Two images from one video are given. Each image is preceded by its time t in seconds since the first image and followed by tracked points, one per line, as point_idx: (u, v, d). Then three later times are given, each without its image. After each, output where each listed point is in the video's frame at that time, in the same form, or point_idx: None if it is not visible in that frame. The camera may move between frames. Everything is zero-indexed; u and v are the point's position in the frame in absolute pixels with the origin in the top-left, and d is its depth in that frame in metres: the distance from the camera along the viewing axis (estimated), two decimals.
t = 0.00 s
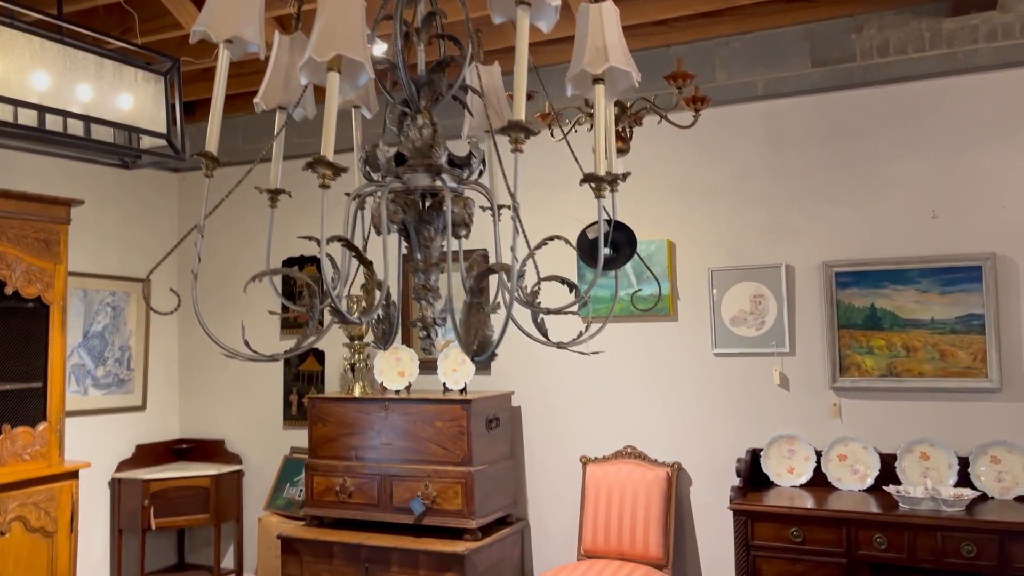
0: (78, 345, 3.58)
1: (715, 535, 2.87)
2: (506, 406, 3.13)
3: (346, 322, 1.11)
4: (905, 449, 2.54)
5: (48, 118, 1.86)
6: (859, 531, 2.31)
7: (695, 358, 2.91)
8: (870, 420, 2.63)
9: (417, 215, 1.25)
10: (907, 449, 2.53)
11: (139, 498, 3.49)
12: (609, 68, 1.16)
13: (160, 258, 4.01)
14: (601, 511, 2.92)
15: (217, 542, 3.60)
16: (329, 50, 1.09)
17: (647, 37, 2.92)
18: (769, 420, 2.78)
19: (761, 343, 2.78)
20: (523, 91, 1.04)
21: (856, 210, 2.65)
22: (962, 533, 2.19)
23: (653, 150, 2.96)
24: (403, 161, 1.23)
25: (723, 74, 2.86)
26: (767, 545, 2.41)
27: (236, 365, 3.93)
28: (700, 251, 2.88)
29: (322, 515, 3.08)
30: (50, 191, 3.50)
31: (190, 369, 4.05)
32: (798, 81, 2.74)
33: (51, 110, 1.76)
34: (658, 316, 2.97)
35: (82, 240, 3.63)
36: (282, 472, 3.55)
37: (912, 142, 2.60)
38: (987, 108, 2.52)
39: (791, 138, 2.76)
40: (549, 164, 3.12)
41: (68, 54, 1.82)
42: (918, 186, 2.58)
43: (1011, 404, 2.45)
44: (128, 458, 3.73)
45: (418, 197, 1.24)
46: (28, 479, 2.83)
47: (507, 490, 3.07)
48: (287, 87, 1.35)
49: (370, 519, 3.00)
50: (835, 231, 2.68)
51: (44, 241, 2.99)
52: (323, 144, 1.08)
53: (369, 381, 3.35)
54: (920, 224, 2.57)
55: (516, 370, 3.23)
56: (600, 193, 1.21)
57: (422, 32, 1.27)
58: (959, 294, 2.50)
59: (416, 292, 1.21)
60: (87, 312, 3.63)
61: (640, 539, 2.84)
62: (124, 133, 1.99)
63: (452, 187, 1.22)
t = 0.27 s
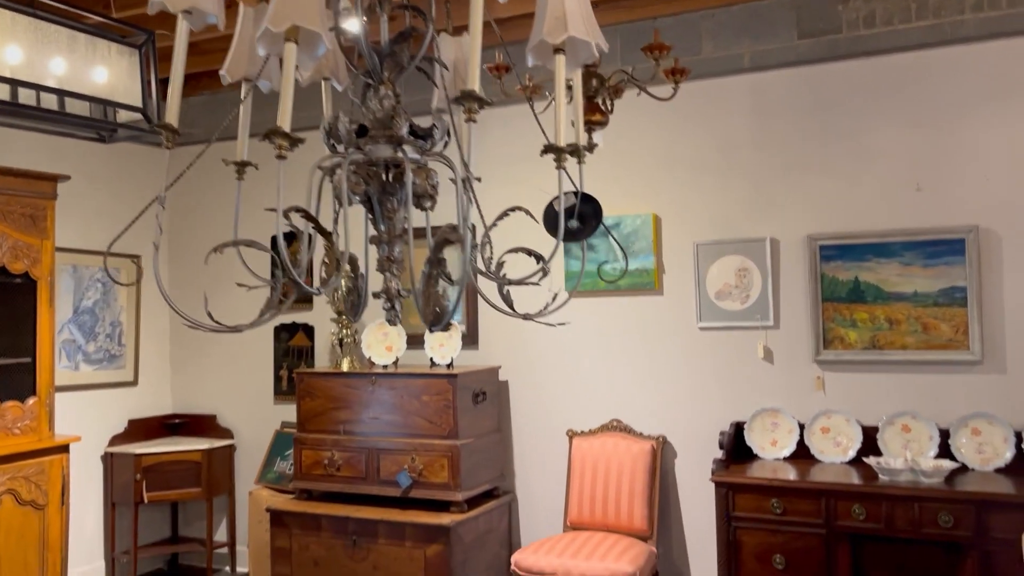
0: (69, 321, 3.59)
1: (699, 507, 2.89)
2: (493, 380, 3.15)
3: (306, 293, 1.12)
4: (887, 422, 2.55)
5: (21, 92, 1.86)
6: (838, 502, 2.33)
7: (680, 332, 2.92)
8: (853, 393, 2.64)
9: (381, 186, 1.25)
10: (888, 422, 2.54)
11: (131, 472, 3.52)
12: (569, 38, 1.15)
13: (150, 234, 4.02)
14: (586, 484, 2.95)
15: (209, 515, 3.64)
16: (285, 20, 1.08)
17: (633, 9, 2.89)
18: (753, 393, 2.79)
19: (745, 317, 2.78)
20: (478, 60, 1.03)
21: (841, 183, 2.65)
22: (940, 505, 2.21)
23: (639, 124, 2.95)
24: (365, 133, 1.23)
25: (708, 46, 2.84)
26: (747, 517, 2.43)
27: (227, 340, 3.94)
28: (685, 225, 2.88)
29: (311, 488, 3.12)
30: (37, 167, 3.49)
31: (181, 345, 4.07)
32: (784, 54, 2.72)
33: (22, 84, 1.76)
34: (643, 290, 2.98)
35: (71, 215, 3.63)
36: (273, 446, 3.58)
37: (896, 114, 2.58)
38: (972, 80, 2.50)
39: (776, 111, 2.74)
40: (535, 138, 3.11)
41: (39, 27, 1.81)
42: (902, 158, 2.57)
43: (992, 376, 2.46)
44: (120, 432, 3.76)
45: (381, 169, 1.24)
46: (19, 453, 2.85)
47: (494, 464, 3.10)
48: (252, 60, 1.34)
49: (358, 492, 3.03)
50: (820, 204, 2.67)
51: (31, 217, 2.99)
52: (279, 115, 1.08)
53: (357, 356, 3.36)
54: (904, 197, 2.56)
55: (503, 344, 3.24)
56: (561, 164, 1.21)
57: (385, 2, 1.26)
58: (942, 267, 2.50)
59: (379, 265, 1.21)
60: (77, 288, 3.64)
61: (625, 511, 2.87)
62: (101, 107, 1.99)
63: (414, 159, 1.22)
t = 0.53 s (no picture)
0: (65, 298, 3.61)
1: (688, 480, 2.92)
2: (484, 355, 3.17)
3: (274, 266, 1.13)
4: (873, 395, 2.56)
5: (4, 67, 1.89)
6: (822, 475, 2.35)
7: (669, 306, 2.93)
8: (840, 367, 2.65)
9: (351, 160, 1.25)
10: (875, 395, 2.55)
11: (129, 447, 3.56)
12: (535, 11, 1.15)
13: (145, 211, 4.03)
14: (576, 457, 2.97)
15: (207, 488, 3.69)
16: None
17: None
18: (741, 367, 2.81)
19: (733, 291, 2.79)
20: (440, 31, 1.03)
21: (830, 157, 2.64)
22: (922, 477, 2.23)
23: (629, 98, 2.94)
24: (335, 107, 1.23)
25: (698, 20, 2.82)
26: (733, 489, 2.45)
27: (223, 317, 3.97)
28: (675, 200, 2.88)
29: (305, 462, 3.15)
30: (30, 144, 3.50)
31: (178, 321, 4.10)
32: (774, 27, 2.71)
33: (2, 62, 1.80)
34: (633, 265, 2.99)
35: (65, 193, 3.64)
36: (269, 421, 3.62)
37: (886, 87, 2.57)
38: (962, 52, 2.49)
39: (765, 85, 2.73)
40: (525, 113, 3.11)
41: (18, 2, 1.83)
42: (891, 132, 2.56)
43: (978, 350, 2.47)
44: (118, 407, 3.80)
45: (350, 142, 1.24)
46: (16, 427, 2.89)
47: (486, 438, 3.13)
48: (223, 34, 1.34)
49: (351, 466, 3.07)
50: (808, 179, 2.67)
51: (24, 194, 3.01)
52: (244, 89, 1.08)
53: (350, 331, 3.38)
54: (892, 171, 2.56)
55: (495, 319, 3.26)
56: (529, 137, 1.21)
57: None
58: (929, 241, 2.50)
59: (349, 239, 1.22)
60: (73, 265, 3.66)
61: (614, 484, 2.90)
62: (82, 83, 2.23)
63: (383, 132, 1.23)
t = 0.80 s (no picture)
0: (67, 269, 3.65)
1: (681, 447, 2.95)
2: (480, 326, 3.19)
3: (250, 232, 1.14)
4: (866, 363, 2.57)
5: None
6: (811, 442, 2.37)
7: (664, 276, 2.94)
8: (833, 336, 2.66)
9: (328, 126, 1.26)
10: (867, 363, 2.56)
11: (132, 416, 3.62)
12: None
13: (146, 183, 4.05)
14: (571, 426, 3.00)
15: (210, 457, 3.75)
16: None
17: None
18: (735, 336, 2.82)
19: (727, 261, 2.79)
20: None
21: (824, 125, 2.63)
22: (911, 444, 2.24)
23: (624, 67, 2.93)
24: (310, 73, 1.24)
25: None
26: (723, 456, 2.48)
27: (224, 289, 4.00)
28: (669, 169, 2.88)
29: (305, 430, 3.20)
30: (29, 116, 3.51)
31: (179, 293, 4.13)
32: None
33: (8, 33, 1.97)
34: (628, 235, 2.99)
35: (65, 165, 3.66)
36: (269, 390, 3.66)
37: (881, 54, 2.55)
38: (959, 18, 2.46)
39: (760, 53, 2.72)
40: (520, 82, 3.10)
41: None
42: (885, 100, 2.55)
43: (970, 318, 2.47)
44: (121, 377, 3.85)
45: (326, 109, 1.25)
46: (18, 396, 2.93)
47: (482, 407, 3.17)
48: None
49: (349, 434, 3.11)
50: (802, 147, 2.66)
51: (22, 166, 3.02)
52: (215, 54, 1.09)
53: (347, 302, 3.41)
54: (887, 139, 2.55)
55: (491, 289, 3.27)
56: (503, 102, 1.21)
57: None
58: (923, 209, 2.49)
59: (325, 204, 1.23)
60: (74, 237, 3.69)
61: (608, 452, 2.93)
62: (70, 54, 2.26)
63: (359, 98, 1.23)
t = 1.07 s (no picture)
0: (72, 237, 3.71)
1: (674, 412, 2.99)
2: (477, 292, 3.22)
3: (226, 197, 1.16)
4: (856, 328, 2.58)
5: None
6: (799, 406, 2.40)
7: (658, 242, 2.95)
8: (824, 301, 2.67)
9: (303, 94, 1.29)
10: (858, 328, 2.58)
11: (138, 381, 3.69)
12: None
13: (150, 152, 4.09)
14: (566, 391, 3.05)
15: (216, 421, 3.83)
16: None
17: None
18: (728, 302, 2.84)
19: (721, 227, 2.81)
20: None
21: (817, 91, 2.63)
22: (896, 407, 2.27)
23: (619, 33, 2.93)
24: (285, 41, 1.25)
25: None
26: (712, 420, 2.51)
27: (227, 257, 4.06)
28: (664, 135, 2.89)
29: (306, 395, 3.26)
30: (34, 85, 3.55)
31: (184, 261, 4.19)
32: None
33: None
34: (623, 202, 3.00)
35: (70, 134, 3.69)
36: (273, 356, 3.73)
37: (875, 18, 2.54)
38: None
39: (754, 18, 2.71)
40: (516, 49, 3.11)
41: None
42: (879, 65, 2.54)
43: (961, 283, 2.48)
44: (128, 344, 3.92)
45: (301, 76, 1.27)
46: (26, 360, 3.00)
47: (479, 372, 3.22)
48: None
49: (349, 399, 3.18)
50: (795, 113, 2.66)
51: (25, 135, 3.06)
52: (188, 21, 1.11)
53: (347, 270, 3.45)
54: (880, 104, 2.54)
55: (489, 256, 3.30)
56: (473, 68, 1.23)
57: None
58: (915, 174, 2.49)
59: (299, 170, 1.27)
60: (79, 206, 3.74)
61: (602, 416, 2.97)
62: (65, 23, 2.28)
63: (333, 65, 1.25)
